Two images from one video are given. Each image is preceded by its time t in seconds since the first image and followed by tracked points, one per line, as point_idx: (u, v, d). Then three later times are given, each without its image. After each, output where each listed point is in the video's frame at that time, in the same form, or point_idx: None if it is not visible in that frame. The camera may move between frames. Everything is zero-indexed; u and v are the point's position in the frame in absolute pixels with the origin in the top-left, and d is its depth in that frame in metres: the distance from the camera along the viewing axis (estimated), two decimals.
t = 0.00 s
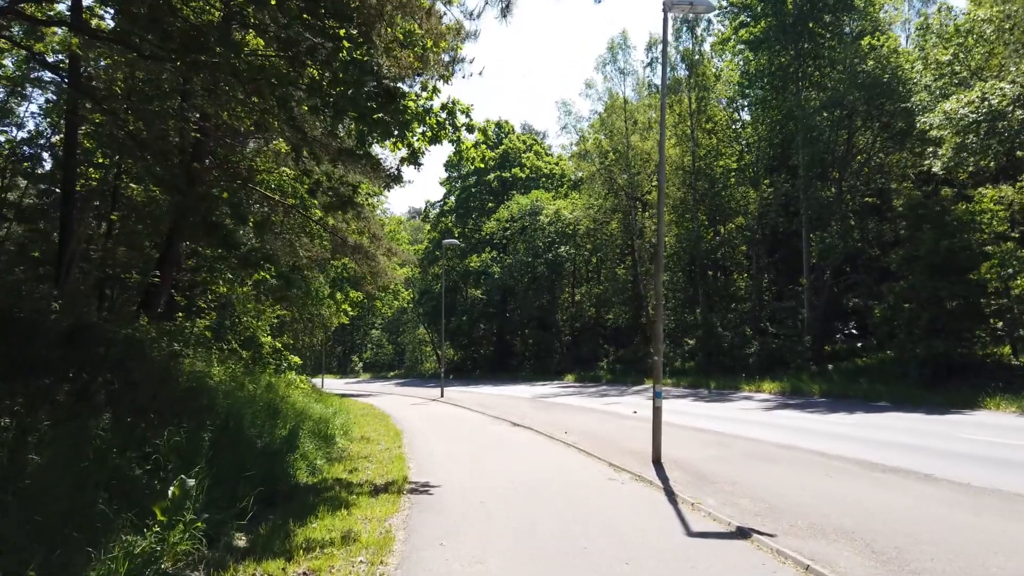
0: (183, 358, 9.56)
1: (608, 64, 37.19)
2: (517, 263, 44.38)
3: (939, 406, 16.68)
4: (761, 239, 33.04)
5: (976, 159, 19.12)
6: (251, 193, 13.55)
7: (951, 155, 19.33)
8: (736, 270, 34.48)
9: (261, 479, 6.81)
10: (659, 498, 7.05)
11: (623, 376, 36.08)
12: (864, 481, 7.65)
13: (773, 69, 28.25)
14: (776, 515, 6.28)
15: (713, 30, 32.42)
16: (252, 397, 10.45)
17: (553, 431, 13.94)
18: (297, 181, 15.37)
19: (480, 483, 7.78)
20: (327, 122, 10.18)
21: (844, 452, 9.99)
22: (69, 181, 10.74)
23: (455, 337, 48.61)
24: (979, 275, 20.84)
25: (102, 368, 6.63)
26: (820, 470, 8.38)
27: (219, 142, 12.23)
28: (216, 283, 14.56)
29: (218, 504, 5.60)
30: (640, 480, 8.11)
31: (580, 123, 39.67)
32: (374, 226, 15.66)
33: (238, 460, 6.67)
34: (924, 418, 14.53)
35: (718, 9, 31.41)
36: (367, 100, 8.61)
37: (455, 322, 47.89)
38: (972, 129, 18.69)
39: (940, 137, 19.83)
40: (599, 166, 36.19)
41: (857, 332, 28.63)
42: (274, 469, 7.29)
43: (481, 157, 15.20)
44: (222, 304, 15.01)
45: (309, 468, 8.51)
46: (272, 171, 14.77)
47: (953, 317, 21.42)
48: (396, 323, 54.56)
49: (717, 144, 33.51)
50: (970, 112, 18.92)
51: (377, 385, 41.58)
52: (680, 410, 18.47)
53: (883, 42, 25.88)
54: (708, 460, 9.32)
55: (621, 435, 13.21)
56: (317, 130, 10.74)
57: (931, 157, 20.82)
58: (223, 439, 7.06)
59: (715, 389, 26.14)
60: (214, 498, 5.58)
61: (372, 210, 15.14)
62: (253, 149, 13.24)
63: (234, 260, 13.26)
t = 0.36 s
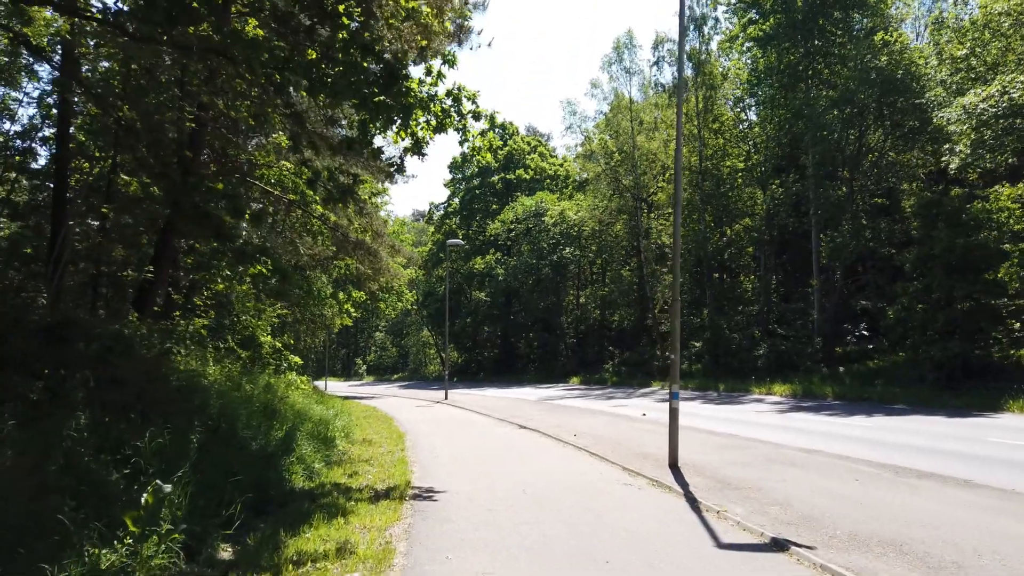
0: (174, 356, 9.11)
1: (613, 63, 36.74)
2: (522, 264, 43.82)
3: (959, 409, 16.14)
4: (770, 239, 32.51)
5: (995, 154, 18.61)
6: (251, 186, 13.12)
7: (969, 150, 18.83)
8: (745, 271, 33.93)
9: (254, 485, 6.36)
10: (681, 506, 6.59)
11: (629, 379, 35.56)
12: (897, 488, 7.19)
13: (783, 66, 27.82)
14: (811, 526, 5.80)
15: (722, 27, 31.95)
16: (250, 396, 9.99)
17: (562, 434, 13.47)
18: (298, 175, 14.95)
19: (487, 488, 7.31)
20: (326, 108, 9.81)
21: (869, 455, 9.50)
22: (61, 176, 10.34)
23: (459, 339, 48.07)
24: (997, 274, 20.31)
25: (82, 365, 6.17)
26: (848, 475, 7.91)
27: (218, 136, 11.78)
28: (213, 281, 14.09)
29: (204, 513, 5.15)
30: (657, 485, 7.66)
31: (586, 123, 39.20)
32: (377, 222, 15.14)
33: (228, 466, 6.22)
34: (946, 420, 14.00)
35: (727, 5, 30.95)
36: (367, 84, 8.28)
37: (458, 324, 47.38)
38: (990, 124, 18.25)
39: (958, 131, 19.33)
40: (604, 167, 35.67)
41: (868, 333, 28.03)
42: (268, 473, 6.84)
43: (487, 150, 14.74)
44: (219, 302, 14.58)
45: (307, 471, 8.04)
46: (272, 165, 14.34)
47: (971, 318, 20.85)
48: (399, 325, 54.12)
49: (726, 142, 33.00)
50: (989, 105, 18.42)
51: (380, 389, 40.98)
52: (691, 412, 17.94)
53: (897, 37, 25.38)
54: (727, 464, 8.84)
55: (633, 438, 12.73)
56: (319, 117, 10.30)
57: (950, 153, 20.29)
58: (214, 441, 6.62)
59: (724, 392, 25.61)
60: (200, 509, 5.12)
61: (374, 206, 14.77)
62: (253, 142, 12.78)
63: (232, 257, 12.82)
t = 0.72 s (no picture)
0: (160, 358, 8.65)
1: (619, 61, 36.24)
2: (527, 265, 43.27)
3: (979, 413, 15.58)
4: (779, 239, 31.95)
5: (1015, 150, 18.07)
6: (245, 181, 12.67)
7: (988, 146, 18.28)
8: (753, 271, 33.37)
9: (237, 497, 5.90)
10: (699, 520, 6.09)
11: (635, 380, 35.02)
12: (930, 500, 6.68)
13: (793, 62, 27.32)
14: (843, 544, 5.30)
15: (731, 23, 31.44)
16: (240, 399, 9.52)
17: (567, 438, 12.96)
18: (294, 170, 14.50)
19: (488, 500, 6.82)
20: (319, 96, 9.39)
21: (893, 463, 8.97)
22: (49, 170, 9.92)
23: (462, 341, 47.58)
24: (1016, 273, 19.74)
25: (50, 366, 5.77)
26: (875, 485, 7.39)
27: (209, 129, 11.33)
28: (206, 280, 13.64)
29: (176, 532, 4.68)
30: (671, 496, 7.16)
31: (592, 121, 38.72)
32: (376, 220, 14.62)
33: (209, 477, 5.75)
34: (968, 425, 13.44)
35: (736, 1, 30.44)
36: (364, 70, 7.92)
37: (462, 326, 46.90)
38: (1010, 119, 17.72)
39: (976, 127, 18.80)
40: (610, 166, 35.21)
41: (880, 335, 27.41)
42: (251, 485, 6.36)
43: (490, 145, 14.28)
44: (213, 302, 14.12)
45: (297, 481, 7.57)
46: (267, 160, 13.89)
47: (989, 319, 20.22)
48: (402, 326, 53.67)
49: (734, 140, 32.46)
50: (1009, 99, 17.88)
51: (382, 390, 40.47)
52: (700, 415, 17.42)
53: (910, 32, 24.84)
54: (744, 473, 8.33)
55: (642, 443, 12.22)
56: (313, 107, 9.82)
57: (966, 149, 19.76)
58: (195, 450, 6.16)
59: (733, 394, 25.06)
60: (172, 528, 4.65)
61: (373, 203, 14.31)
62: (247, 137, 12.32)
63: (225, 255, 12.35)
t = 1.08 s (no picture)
0: (143, 360, 8.14)
1: (624, 57, 35.71)
2: (530, 264, 42.72)
3: (1000, 417, 15.00)
4: (786, 238, 31.36)
5: None
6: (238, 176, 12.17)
7: (1006, 140, 17.74)
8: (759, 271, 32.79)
9: (218, 516, 5.40)
10: (723, 541, 5.56)
11: (640, 382, 34.45)
12: (972, 517, 6.14)
13: (803, 56, 26.81)
14: (887, 570, 4.77)
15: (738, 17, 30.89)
16: (230, 405, 9.01)
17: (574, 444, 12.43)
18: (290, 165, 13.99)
19: (493, 517, 6.30)
20: (314, 84, 8.88)
21: (922, 473, 8.43)
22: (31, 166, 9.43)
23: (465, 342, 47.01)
24: None
25: (11, 374, 5.29)
26: (909, 500, 6.85)
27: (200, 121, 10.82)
28: (198, 279, 13.13)
29: (142, 562, 4.17)
30: (688, 511, 6.64)
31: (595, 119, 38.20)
32: (375, 216, 14.09)
33: (187, 494, 5.24)
34: (991, 430, 12.87)
35: None
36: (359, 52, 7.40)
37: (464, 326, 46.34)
38: None
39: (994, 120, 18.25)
40: (614, 164, 34.63)
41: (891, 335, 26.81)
42: (236, 502, 5.85)
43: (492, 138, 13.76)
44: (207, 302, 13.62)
45: (287, 495, 7.05)
46: (262, 154, 13.39)
47: (1007, 320, 19.65)
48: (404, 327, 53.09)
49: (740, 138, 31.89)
50: None
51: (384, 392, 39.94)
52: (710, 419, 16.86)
53: (923, 25, 24.29)
54: (765, 485, 7.80)
55: (652, 449, 11.69)
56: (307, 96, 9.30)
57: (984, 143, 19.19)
58: (174, 464, 5.65)
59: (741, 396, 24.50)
60: (136, 557, 4.14)
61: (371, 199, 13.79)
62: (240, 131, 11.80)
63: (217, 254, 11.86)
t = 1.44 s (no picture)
0: (124, 353, 7.64)
1: (629, 51, 35.16)
2: (534, 262, 42.14)
3: None
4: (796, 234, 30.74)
5: None
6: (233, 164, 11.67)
7: None
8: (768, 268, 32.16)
9: (193, 521, 4.90)
10: (748, 549, 5.07)
11: (646, 381, 33.84)
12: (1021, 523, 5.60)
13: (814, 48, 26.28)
14: None
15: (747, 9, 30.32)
16: (220, 400, 8.51)
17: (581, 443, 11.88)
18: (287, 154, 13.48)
19: (496, 522, 5.79)
20: (308, 60, 8.34)
21: (957, 475, 7.86)
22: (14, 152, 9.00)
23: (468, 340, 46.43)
24: None
25: None
26: (947, 504, 6.30)
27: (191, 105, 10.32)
28: (190, 271, 12.62)
29: None
30: (708, 515, 6.13)
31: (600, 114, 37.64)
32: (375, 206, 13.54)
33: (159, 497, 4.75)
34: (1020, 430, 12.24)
35: None
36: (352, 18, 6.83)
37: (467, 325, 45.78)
38: None
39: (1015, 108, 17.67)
40: (619, 160, 34.12)
41: (904, 333, 26.17)
42: (217, 505, 5.35)
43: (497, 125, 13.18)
44: (200, 296, 13.13)
45: (275, 497, 6.55)
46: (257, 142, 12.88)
47: None
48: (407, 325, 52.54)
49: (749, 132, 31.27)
50: None
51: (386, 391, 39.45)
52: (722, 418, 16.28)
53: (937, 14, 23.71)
54: (788, 486, 7.27)
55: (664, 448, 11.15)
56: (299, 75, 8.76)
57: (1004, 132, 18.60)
58: (150, 464, 5.18)
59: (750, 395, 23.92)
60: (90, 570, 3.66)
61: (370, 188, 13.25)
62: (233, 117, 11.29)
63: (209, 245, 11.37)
